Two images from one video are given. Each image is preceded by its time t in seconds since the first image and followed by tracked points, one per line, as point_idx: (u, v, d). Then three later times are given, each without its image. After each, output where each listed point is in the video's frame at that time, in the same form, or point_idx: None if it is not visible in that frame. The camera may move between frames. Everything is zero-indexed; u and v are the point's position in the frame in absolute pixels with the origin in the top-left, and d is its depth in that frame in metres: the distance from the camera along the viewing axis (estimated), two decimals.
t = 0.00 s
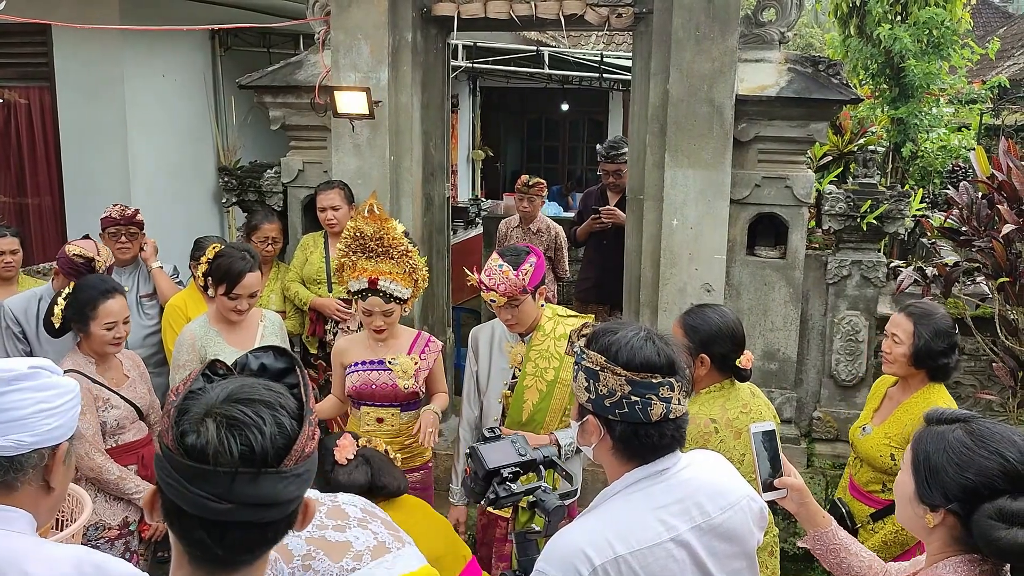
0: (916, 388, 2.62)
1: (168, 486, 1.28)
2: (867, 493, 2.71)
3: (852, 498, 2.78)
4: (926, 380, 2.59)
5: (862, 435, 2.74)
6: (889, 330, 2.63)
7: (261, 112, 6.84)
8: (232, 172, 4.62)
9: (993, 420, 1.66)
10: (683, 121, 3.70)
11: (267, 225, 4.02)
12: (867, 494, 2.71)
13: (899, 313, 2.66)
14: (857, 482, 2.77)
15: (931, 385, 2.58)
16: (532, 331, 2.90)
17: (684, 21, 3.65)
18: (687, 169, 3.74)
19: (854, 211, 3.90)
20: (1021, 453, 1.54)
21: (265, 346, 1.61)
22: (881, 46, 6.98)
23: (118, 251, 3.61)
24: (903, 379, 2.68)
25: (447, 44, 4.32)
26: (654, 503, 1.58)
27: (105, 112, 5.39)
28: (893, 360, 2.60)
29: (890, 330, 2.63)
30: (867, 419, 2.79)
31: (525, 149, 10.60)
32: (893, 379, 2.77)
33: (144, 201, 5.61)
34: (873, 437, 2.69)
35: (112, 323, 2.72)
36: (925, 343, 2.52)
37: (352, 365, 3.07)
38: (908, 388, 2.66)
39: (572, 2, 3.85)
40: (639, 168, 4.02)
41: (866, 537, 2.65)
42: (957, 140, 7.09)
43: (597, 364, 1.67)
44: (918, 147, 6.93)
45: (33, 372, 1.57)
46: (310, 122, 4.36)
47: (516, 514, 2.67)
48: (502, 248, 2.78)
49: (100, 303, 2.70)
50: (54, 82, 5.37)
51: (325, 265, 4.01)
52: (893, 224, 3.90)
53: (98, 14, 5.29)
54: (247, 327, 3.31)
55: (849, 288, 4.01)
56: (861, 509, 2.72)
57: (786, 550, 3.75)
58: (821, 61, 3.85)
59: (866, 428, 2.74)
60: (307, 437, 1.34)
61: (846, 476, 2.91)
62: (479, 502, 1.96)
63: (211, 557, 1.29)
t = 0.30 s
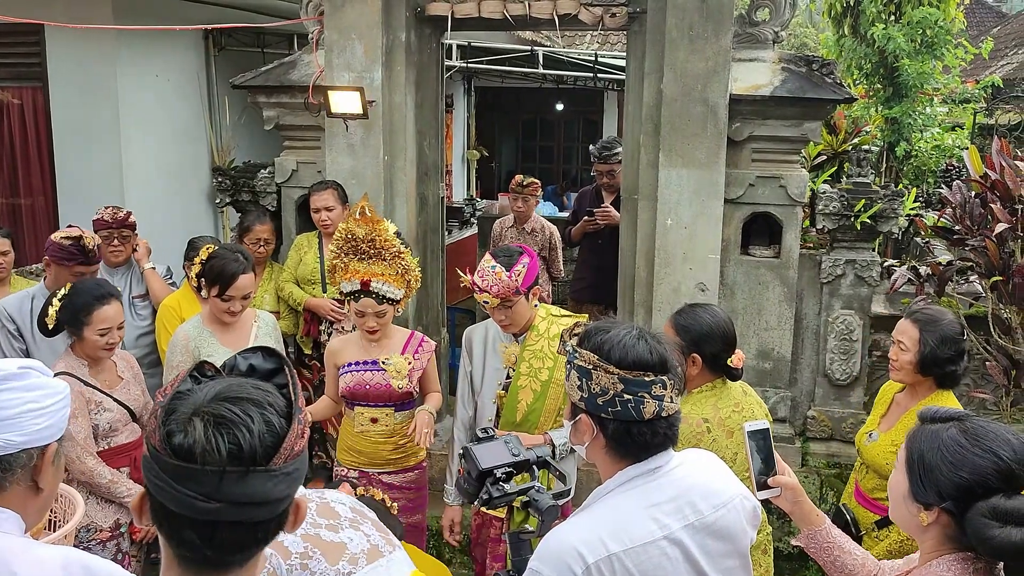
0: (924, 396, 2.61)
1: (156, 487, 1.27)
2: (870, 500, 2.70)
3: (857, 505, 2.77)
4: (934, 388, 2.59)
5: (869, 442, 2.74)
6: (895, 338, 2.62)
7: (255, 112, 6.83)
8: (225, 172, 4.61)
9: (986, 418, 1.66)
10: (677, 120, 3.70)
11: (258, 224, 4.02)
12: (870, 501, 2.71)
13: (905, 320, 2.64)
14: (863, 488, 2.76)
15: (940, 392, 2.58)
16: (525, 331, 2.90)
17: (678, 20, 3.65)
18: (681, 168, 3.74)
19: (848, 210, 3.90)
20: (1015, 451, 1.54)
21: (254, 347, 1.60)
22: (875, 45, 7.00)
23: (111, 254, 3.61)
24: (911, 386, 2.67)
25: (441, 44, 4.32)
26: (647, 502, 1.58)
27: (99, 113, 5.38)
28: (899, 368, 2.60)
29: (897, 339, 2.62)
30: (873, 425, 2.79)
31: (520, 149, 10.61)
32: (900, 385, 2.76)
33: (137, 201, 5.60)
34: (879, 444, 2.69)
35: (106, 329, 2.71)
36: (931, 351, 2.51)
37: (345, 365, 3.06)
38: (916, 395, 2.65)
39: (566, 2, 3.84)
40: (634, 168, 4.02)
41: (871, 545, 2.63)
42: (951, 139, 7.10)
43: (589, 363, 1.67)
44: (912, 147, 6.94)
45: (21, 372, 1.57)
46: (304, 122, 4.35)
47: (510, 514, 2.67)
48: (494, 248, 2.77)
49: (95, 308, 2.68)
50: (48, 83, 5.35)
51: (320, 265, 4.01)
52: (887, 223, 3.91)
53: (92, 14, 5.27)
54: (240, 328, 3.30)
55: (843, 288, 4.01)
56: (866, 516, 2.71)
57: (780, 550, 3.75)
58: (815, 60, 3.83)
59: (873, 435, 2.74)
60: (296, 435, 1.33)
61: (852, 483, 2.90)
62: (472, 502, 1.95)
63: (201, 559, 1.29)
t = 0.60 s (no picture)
0: (925, 398, 2.62)
1: (151, 491, 1.26)
2: (871, 501, 2.71)
3: (857, 507, 2.77)
4: (935, 391, 2.59)
5: (870, 443, 2.74)
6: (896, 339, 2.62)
7: (249, 112, 6.81)
8: (219, 172, 4.61)
9: (978, 418, 1.66)
10: (671, 120, 3.70)
11: (252, 224, 4.00)
12: (871, 502, 2.71)
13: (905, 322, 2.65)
14: (863, 490, 2.76)
15: (942, 394, 2.59)
16: (520, 330, 2.89)
17: (672, 20, 3.65)
18: (675, 167, 3.74)
19: (842, 209, 3.91)
20: (1008, 451, 1.54)
21: (248, 350, 1.59)
22: (868, 45, 7.01)
23: (105, 256, 3.61)
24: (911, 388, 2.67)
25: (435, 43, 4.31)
26: (640, 501, 1.57)
27: (92, 113, 5.36)
28: (899, 370, 2.60)
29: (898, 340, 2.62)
30: (874, 427, 2.79)
31: (515, 148, 10.60)
32: (900, 387, 2.77)
33: (131, 201, 5.58)
34: (879, 445, 2.69)
35: (95, 336, 2.68)
36: (931, 353, 2.51)
37: (339, 365, 3.05)
38: (917, 397, 2.66)
39: (560, 1, 3.84)
40: (628, 168, 4.02)
41: (872, 548, 2.62)
42: (945, 139, 7.11)
43: (582, 362, 1.66)
44: (906, 146, 6.95)
45: (21, 372, 1.58)
46: (298, 122, 4.34)
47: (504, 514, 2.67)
48: (487, 249, 2.76)
49: (85, 317, 2.65)
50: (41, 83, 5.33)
51: (314, 265, 4.00)
52: (880, 222, 3.91)
53: (84, 14, 5.25)
54: (234, 328, 3.29)
55: (837, 287, 4.01)
56: (867, 519, 2.71)
57: (774, 548, 3.76)
58: (809, 59, 3.85)
59: (873, 436, 2.75)
60: (292, 435, 1.33)
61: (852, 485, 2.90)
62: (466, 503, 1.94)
63: (199, 564, 1.28)
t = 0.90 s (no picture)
0: (923, 397, 2.62)
1: (149, 493, 1.26)
2: (868, 501, 2.71)
3: (854, 506, 2.78)
4: (932, 390, 2.59)
5: (867, 442, 2.74)
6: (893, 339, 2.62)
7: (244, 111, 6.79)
8: (213, 171, 4.59)
9: (971, 415, 1.66)
10: (666, 119, 3.70)
11: (246, 223, 3.99)
12: (867, 501, 2.71)
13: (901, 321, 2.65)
14: (860, 488, 2.76)
15: (939, 393, 2.58)
16: (515, 330, 2.89)
17: (667, 18, 3.65)
18: (670, 166, 3.74)
19: (836, 208, 3.91)
20: (1000, 449, 1.54)
21: (250, 352, 1.58)
22: (863, 43, 7.02)
23: (99, 258, 3.59)
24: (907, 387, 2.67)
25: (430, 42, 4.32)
26: (634, 498, 1.57)
27: (86, 113, 5.34)
28: (896, 370, 2.60)
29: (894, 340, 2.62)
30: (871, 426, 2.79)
31: (510, 148, 10.61)
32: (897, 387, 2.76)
33: (125, 201, 5.56)
34: (877, 444, 2.69)
35: (86, 339, 2.67)
36: (928, 352, 2.51)
37: (334, 365, 3.04)
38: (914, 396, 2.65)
39: None
40: (623, 166, 4.02)
41: (869, 546, 2.64)
42: (939, 137, 7.13)
43: (575, 362, 1.66)
44: (901, 144, 6.96)
45: (27, 374, 1.61)
46: (292, 121, 4.33)
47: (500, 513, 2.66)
48: (482, 248, 2.75)
49: (76, 319, 2.64)
50: (34, 82, 5.31)
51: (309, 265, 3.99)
52: (875, 221, 3.92)
53: (78, 13, 5.23)
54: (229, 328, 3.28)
55: (832, 285, 4.02)
56: (863, 517, 2.71)
57: (769, 547, 3.76)
58: (803, 58, 3.85)
59: (870, 436, 2.75)
60: (292, 434, 1.32)
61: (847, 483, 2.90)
62: (461, 502, 1.94)
63: (200, 566, 1.28)
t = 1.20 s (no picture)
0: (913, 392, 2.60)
1: (114, 492, 1.26)
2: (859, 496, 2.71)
3: (846, 501, 2.78)
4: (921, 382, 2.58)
5: (859, 437, 2.74)
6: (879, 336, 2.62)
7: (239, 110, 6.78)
8: (208, 171, 4.58)
9: (964, 414, 1.66)
10: (662, 118, 3.70)
11: (242, 220, 3.98)
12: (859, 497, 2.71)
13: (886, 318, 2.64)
14: (852, 485, 2.76)
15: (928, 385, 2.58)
16: (509, 329, 2.88)
17: (662, 17, 3.65)
18: (665, 165, 3.74)
19: (832, 207, 3.91)
20: (992, 447, 1.54)
21: (237, 356, 1.58)
22: (859, 42, 7.03)
23: (93, 258, 3.58)
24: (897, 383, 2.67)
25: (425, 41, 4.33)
26: (629, 496, 1.57)
27: (81, 112, 5.32)
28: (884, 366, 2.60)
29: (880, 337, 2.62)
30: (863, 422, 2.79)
31: (507, 147, 10.61)
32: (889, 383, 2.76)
33: (120, 201, 5.55)
34: (868, 439, 2.69)
35: (80, 339, 2.66)
36: (923, 350, 2.51)
37: (329, 364, 3.03)
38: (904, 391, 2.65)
39: None
40: (619, 166, 4.01)
41: (860, 542, 2.64)
42: (934, 136, 7.13)
43: (564, 360, 1.65)
44: (896, 143, 6.97)
45: (17, 373, 1.62)
46: (287, 120, 4.32)
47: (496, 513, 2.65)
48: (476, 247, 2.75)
49: (70, 319, 2.63)
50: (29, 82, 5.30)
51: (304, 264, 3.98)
52: (871, 220, 3.92)
53: (72, 12, 5.22)
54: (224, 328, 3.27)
55: (828, 284, 4.02)
56: (854, 513, 2.71)
57: (765, 546, 3.76)
58: (798, 57, 3.85)
59: (862, 431, 2.75)
60: (258, 438, 1.30)
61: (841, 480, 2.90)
62: (457, 502, 1.93)
63: (161, 567, 1.27)
